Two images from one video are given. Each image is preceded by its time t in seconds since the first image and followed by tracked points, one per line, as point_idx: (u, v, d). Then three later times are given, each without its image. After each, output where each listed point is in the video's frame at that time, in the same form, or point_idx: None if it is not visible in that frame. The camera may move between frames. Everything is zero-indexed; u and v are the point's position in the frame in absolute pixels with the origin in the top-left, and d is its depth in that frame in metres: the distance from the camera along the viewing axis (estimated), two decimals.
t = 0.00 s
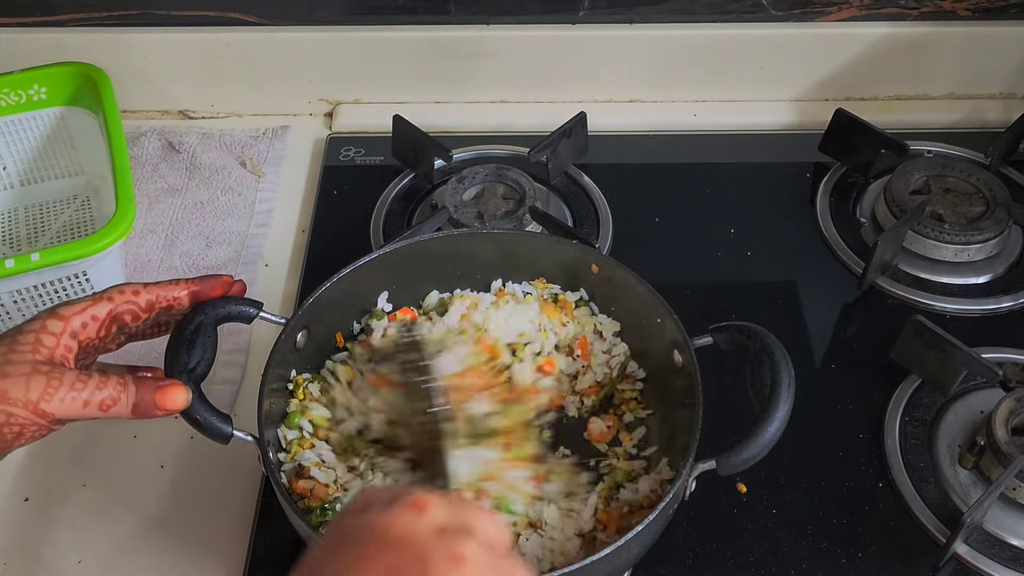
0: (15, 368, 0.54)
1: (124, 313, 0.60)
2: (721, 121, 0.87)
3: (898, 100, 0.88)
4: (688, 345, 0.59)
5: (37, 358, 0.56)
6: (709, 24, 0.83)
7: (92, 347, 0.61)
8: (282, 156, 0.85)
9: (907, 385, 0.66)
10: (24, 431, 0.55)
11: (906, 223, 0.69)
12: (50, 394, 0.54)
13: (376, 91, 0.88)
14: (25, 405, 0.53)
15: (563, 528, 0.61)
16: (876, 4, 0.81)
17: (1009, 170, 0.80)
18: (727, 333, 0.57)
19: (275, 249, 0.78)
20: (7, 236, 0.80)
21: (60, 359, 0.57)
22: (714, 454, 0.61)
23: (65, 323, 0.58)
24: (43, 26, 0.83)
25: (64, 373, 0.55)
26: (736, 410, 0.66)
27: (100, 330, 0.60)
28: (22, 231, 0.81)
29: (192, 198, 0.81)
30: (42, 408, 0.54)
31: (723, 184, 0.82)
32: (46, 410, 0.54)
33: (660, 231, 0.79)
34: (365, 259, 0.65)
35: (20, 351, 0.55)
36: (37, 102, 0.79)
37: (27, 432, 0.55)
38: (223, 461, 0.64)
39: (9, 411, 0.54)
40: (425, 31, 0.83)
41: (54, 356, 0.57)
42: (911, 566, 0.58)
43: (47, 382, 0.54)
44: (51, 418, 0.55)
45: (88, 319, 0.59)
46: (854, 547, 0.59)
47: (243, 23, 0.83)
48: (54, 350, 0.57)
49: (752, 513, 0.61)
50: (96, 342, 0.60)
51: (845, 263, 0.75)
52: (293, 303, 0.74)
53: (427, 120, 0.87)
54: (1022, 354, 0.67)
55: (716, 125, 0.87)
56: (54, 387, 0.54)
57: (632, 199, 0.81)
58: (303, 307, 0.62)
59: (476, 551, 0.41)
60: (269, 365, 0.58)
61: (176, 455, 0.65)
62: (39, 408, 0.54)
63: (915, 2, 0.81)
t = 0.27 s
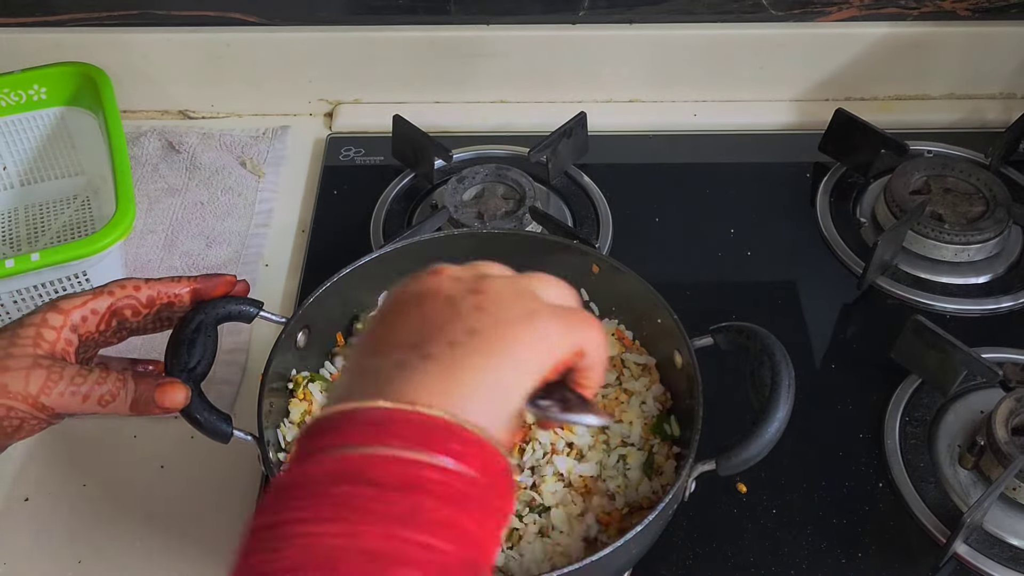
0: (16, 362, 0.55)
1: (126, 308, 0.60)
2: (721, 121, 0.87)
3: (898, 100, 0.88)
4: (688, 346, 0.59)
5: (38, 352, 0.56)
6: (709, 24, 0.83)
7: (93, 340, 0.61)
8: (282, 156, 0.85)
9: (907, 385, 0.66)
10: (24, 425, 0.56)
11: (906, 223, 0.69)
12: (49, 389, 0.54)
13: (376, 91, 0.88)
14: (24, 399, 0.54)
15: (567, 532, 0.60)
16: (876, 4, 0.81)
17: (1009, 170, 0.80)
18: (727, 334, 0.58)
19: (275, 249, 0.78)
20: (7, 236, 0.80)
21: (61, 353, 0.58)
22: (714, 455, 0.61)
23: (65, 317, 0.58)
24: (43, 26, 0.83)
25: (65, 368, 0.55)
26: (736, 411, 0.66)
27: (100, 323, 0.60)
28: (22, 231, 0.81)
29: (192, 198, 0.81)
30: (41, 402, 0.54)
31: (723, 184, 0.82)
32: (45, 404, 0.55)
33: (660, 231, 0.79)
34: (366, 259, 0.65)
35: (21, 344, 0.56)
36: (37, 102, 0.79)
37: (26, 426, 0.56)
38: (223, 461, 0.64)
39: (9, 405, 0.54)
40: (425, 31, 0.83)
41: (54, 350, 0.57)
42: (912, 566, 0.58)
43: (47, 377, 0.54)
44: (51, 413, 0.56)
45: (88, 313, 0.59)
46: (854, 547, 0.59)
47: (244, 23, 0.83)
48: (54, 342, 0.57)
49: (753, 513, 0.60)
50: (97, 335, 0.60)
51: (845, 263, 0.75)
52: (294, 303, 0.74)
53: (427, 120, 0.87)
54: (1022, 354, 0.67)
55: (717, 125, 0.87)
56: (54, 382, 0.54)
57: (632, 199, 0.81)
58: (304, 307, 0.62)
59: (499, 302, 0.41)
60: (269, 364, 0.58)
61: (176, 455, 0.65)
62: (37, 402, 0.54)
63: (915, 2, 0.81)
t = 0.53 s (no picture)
0: (15, 372, 0.54)
1: (116, 299, 0.60)
2: (721, 121, 0.87)
3: (898, 100, 0.88)
4: (689, 345, 0.59)
5: (36, 361, 0.55)
6: (709, 24, 0.83)
7: (91, 342, 0.60)
8: (283, 156, 0.85)
9: (906, 385, 0.66)
10: (28, 435, 0.55)
11: (906, 223, 0.69)
12: (50, 396, 0.54)
13: (376, 91, 0.88)
14: (25, 409, 0.53)
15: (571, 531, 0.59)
16: (875, 4, 0.81)
17: (1009, 170, 0.80)
18: (727, 336, 0.57)
19: (275, 249, 0.78)
20: (7, 236, 0.80)
21: (60, 360, 0.57)
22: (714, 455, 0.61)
23: (61, 325, 0.57)
24: (44, 26, 0.83)
25: (64, 375, 0.55)
26: (736, 411, 0.66)
27: (97, 325, 0.59)
28: (23, 231, 0.81)
29: (192, 198, 0.81)
30: (44, 412, 0.54)
31: (723, 184, 0.82)
32: (49, 412, 0.54)
33: (659, 231, 0.79)
34: (366, 259, 0.65)
35: (18, 355, 0.55)
36: (37, 102, 0.79)
37: (30, 434, 0.55)
38: (223, 461, 0.64)
39: (11, 416, 0.54)
40: (426, 30, 0.83)
41: (53, 358, 0.56)
42: (911, 566, 0.58)
43: (47, 385, 0.54)
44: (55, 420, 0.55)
45: (84, 315, 0.58)
46: (854, 547, 0.59)
47: (244, 23, 0.83)
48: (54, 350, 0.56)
49: (752, 512, 0.61)
50: (95, 337, 0.60)
51: (845, 263, 0.75)
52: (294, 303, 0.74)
53: (427, 120, 0.87)
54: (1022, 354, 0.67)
55: (717, 125, 0.87)
56: (54, 390, 0.54)
57: (632, 198, 0.81)
58: (305, 306, 0.62)
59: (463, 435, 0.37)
60: (269, 365, 0.58)
61: (176, 455, 0.65)
62: (41, 412, 0.54)
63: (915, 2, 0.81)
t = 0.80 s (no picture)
0: (17, 361, 0.54)
1: (120, 290, 0.60)
2: (721, 121, 0.87)
3: (898, 100, 0.88)
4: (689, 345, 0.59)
5: (39, 351, 0.55)
6: (709, 24, 0.83)
7: (94, 332, 0.61)
8: (283, 156, 0.85)
9: (906, 386, 0.66)
10: (28, 423, 0.56)
11: (906, 223, 0.69)
12: (50, 384, 0.54)
13: (376, 91, 0.88)
14: (26, 397, 0.54)
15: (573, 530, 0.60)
16: (875, 4, 0.81)
17: (1009, 170, 0.80)
18: (727, 336, 0.57)
19: (275, 249, 0.78)
20: (7, 235, 0.80)
21: (63, 351, 0.57)
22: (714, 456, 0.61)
23: (65, 315, 0.57)
24: (44, 27, 0.83)
25: (67, 364, 0.55)
26: (736, 411, 0.66)
27: (100, 315, 0.60)
28: (23, 231, 0.81)
29: (192, 199, 0.81)
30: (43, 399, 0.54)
31: (723, 184, 0.82)
32: (48, 401, 0.54)
33: (659, 231, 0.79)
34: (366, 259, 0.65)
35: (21, 343, 0.55)
36: (37, 102, 0.79)
37: (31, 422, 0.56)
38: (223, 461, 0.64)
39: (11, 403, 0.54)
40: (426, 30, 0.83)
41: (55, 348, 0.56)
42: (911, 566, 0.58)
43: (49, 373, 0.54)
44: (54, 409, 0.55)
45: (88, 305, 0.59)
46: (853, 547, 0.59)
47: (244, 23, 0.83)
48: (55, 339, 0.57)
49: (752, 512, 0.61)
50: (98, 327, 0.60)
51: (845, 263, 0.75)
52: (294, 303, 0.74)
53: (427, 120, 0.87)
54: (1022, 354, 0.67)
55: (716, 125, 0.87)
56: (56, 379, 0.54)
57: (632, 199, 0.81)
58: (305, 305, 0.62)
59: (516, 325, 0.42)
60: (268, 366, 0.58)
61: (176, 455, 0.65)
62: (41, 399, 0.54)
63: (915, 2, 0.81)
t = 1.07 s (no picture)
0: (16, 362, 0.54)
1: (120, 293, 0.60)
2: (721, 121, 0.87)
3: (898, 100, 0.88)
4: (689, 345, 0.58)
5: (39, 353, 0.55)
6: (709, 24, 0.83)
7: (92, 334, 0.61)
8: (283, 156, 0.85)
9: (906, 386, 0.66)
10: (26, 423, 0.55)
11: (906, 223, 0.69)
12: (48, 386, 0.53)
13: (376, 91, 0.88)
14: (25, 398, 0.53)
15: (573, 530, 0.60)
16: (876, 4, 0.81)
17: (1009, 170, 0.80)
18: (727, 336, 0.57)
19: (275, 249, 0.78)
20: (7, 235, 0.80)
21: (62, 352, 0.57)
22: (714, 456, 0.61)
23: (64, 317, 0.58)
24: (43, 26, 0.83)
25: (65, 365, 0.54)
26: (736, 411, 0.66)
27: (99, 318, 0.60)
28: (23, 231, 0.81)
29: (192, 198, 0.81)
30: (40, 401, 0.53)
31: (723, 185, 0.82)
32: (44, 402, 0.54)
33: (659, 230, 0.79)
34: (367, 259, 0.65)
35: (21, 345, 0.55)
36: (37, 102, 0.79)
37: (29, 423, 0.56)
38: (224, 461, 0.64)
39: (10, 404, 0.54)
40: (426, 30, 0.83)
41: (55, 349, 0.57)
42: (911, 566, 0.58)
43: (47, 375, 0.54)
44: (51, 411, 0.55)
45: (87, 308, 0.59)
46: (854, 547, 0.59)
47: (244, 23, 0.83)
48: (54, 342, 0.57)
49: (752, 512, 0.61)
50: (97, 330, 0.60)
51: (845, 263, 0.75)
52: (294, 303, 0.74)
53: (427, 120, 0.87)
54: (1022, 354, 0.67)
55: (716, 125, 0.87)
56: (53, 381, 0.53)
57: (632, 199, 0.81)
58: (306, 305, 0.62)
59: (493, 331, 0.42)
60: (269, 366, 0.58)
61: (176, 455, 0.65)
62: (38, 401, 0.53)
63: (915, 2, 0.81)
